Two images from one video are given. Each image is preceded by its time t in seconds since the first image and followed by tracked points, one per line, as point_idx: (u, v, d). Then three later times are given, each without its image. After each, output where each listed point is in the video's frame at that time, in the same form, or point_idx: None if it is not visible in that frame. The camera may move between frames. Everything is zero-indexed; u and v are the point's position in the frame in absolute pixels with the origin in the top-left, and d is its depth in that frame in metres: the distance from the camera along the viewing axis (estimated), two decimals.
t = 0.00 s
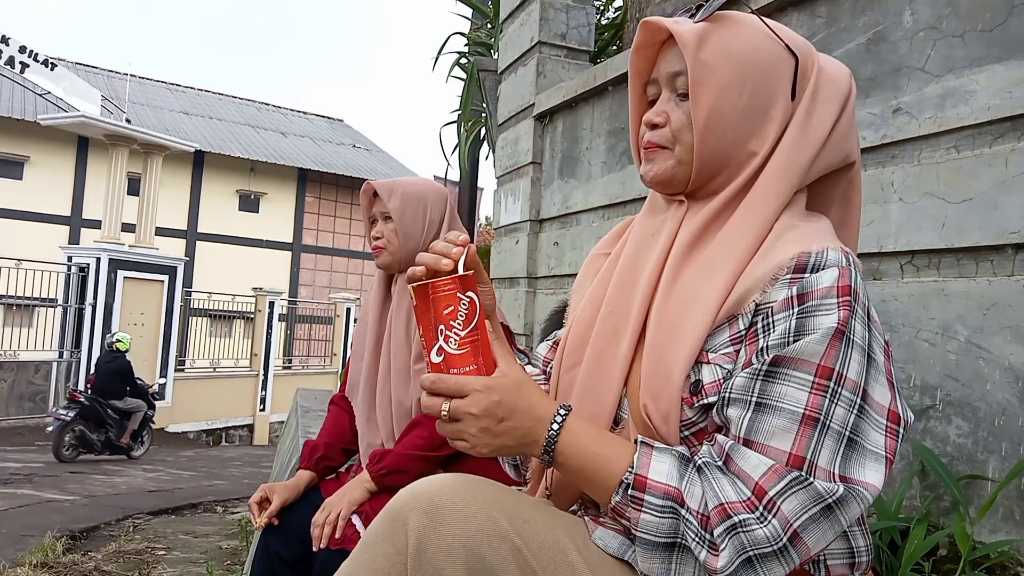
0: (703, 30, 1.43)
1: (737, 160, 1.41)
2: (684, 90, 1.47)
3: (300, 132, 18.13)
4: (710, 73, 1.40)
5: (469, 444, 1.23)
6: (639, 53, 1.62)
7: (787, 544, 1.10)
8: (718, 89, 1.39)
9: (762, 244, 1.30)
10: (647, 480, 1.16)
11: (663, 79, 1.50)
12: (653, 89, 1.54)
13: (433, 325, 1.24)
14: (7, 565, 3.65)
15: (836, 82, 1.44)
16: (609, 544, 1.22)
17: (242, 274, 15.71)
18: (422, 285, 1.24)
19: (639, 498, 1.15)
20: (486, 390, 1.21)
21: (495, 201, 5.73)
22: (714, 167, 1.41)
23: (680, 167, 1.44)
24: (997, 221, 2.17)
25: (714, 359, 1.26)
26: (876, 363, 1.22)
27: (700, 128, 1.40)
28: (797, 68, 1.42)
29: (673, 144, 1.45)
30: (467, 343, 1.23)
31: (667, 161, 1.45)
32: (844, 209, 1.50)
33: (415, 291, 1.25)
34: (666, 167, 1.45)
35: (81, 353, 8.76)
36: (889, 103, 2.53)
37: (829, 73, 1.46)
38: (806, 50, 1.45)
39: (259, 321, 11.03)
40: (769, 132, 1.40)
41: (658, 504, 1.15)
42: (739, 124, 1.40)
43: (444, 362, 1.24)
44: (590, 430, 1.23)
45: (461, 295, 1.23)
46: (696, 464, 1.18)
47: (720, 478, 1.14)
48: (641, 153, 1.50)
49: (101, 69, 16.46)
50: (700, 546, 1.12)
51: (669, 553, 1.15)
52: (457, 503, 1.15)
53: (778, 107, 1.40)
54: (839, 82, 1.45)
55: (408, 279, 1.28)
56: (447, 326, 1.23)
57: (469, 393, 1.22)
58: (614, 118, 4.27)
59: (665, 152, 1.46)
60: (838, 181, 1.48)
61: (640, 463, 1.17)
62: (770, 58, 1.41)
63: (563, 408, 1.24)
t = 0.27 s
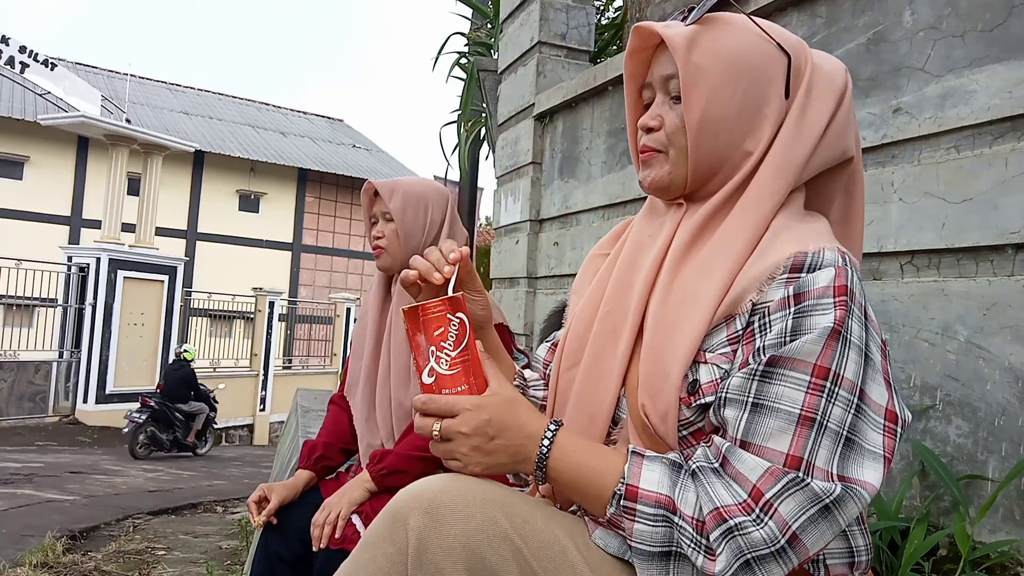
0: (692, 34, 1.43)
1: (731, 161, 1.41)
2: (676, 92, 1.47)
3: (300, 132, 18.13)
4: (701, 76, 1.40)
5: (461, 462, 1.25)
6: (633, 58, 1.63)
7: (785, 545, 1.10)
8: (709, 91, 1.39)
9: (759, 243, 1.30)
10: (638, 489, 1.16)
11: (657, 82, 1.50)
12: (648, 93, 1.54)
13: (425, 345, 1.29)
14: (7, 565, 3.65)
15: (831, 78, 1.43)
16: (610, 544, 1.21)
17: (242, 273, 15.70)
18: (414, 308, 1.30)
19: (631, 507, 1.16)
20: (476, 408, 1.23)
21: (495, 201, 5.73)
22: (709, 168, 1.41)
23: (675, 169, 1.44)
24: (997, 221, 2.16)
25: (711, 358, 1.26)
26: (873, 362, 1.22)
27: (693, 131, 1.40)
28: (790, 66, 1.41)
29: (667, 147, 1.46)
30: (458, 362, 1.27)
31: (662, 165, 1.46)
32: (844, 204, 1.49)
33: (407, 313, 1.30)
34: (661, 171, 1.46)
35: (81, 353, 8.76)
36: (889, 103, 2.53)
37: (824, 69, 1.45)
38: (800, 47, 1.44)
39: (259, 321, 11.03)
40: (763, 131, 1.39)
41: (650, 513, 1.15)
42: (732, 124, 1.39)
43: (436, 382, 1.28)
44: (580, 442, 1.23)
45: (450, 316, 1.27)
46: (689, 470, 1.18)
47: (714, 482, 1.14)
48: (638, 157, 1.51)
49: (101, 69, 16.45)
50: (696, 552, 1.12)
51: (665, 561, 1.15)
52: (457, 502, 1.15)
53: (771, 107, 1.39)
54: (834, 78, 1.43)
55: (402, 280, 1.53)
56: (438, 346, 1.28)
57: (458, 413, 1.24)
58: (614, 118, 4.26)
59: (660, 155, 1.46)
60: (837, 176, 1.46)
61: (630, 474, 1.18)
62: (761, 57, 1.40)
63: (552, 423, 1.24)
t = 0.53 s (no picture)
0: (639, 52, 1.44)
1: (702, 163, 1.39)
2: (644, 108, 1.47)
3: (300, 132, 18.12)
4: (650, 92, 1.40)
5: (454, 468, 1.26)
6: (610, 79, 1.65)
7: (783, 545, 1.09)
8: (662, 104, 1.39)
9: (759, 241, 1.29)
10: (632, 493, 1.16)
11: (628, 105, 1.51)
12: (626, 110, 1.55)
13: (421, 354, 1.32)
14: (7, 565, 3.65)
15: (796, 53, 1.36)
16: (609, 545, 1.20)
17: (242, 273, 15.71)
18: (412, 317, 1.33)
19: (626, 511, 1.16)
20: (470, 415, 1.26)
21: (495, 201, 5.74)
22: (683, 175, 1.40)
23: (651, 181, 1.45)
24: (997, 221, 2.16)
25: (712, 357, 1.25)
26: (875, 363, 1.20)
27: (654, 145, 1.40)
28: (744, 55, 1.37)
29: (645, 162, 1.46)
30: (452, 372, 1.30)
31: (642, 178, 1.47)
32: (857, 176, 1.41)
33: (403, 322, 1.33)
34: (643, 186, 1.47)
35: (81, 353, 8.76)
36: (889, 103, 2.53)
37: (789, 45, 1.38)
38: (756, 34, 1.39)
39: (259, 321, 11.03)
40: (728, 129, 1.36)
41: (645, 515, 1.15)
42: (694, 130, 1.38)
43: (430, 391, 1.30)
44: (574, 447, 1.23)
45: (446, 326, 1.31)
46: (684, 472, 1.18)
47: (711, 482, 1.14)
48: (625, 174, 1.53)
49: (101, 69, 16.45)
50: (692, 552, 1.12)
51: (663, 562, 1.15)
52: (457, 502, 1.15)
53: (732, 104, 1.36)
54: (805, 54, 1.36)
55: (395, 285, 1.53)
56: (434, 355, 1.31)
57: (452, 420, 1.26)
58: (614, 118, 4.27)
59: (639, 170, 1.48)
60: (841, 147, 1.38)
61: (624, 476, 1.18)
62: (710, 58, 1.37)
63: (545, 430, 1.25)
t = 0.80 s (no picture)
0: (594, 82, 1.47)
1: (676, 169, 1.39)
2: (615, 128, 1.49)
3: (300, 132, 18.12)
4: (610, 116, 1.42)
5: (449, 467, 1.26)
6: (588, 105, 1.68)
7: (772, 539, 1.09)
8: (623, 125, 1.41)
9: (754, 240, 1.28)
10: (623, 488, 1.16)
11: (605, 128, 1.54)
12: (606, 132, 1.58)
13: (421, 353, 1.31)
14: (6, 565, 3.65)
15: (743, 44, 1.34)
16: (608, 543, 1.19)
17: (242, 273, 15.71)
18: (414, 314, 1.32)
19: (618, 507, 1.16)
20: (465, 415, 1.27)
21: (495, 201, 5.74)
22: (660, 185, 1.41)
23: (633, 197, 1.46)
24: (997, 221, 2.16)
25: (706, 354, 1.23)
26: (870, 360, 1.18)
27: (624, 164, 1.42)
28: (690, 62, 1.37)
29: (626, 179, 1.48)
30: (451, 374, 1.30)
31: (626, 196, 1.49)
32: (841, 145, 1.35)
33: (406, 319, 1.31)
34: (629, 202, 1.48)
35: (81, 353, 8.75)
36: (889, 103, 2.53)
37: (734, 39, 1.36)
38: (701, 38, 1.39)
39: (259, 321, 11.03)
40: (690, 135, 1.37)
41: (637, 510, 1.15)
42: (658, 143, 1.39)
43: (427, 389, 1.30)
44: (567, 446, 1.24)
45: (448, 328, 1.30)
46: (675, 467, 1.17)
47: (702, 478, 1.13)
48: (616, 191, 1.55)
49: (101, 69, 16.45)
50: (682, 547, 1.12)
51: (658, 556, 1.15)
52: (458, 502, 1.15)
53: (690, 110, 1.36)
54: (749, 44, 1.34)
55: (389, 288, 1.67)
56: (433, 356, 1.30)
57: (448, 420, 1.27)
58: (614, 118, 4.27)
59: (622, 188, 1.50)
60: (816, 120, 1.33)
61: (615, 472, 1.18)
62: (658, 73, 1.38)
63: (538, 430, 1.26)
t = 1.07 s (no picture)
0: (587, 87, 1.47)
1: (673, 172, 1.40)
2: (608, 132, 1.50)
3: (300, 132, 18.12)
4: (606, 120, 1.43)
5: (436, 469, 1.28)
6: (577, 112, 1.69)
7: (754, 532, 1.08)
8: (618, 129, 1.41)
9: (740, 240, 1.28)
10: (605, 487, 1.17)
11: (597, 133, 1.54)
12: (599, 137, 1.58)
13: (414, 358, 1.30)
14: (7, 565, 3.65)
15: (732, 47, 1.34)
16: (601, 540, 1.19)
17: (242, 273, 15.71)
18: (413, 319, 1.30)
19: (601, 505, 1.17)
20: (451, 420, 1.28)
21: (495, 201, 5.74)
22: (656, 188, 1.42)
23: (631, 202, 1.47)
24: (997, 221, 2.16)
25: (694, 352, 1.23)
26: (856, 355, 1.17)
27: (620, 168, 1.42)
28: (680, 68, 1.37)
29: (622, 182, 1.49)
30: (441, 383, 1.30)
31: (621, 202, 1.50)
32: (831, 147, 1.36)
33: (404, 323, 1.29)
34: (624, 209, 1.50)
35: (81, 353, 8.75)
36: (889, 103, 2.53)
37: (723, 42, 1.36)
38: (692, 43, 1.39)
39: (259, 321, 11.03)
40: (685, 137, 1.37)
41: (620, 506, 1.16)
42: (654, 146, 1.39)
43: (417, 394, 1.31)
44: (549, 448, 1.26)
45: (444, 338, 1.28)
46: (657, 464, 1.18)
47: (683, 473, 1.14)
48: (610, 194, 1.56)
49: (101, 69, 16.45)
50: (665, 541, 1.12)
51: (646, 553, 1.15)
52: (456, 501, 1.15)
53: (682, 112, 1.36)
54: (735, 49, 1.33)
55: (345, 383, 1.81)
56: (426, 363, 1.29)
57: (434, 425, 1.28)
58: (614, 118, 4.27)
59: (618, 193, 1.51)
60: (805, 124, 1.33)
61: (598, 472, 1.19)
62: (650, 76, 1.38)
63: (521, 434, 1.28)
